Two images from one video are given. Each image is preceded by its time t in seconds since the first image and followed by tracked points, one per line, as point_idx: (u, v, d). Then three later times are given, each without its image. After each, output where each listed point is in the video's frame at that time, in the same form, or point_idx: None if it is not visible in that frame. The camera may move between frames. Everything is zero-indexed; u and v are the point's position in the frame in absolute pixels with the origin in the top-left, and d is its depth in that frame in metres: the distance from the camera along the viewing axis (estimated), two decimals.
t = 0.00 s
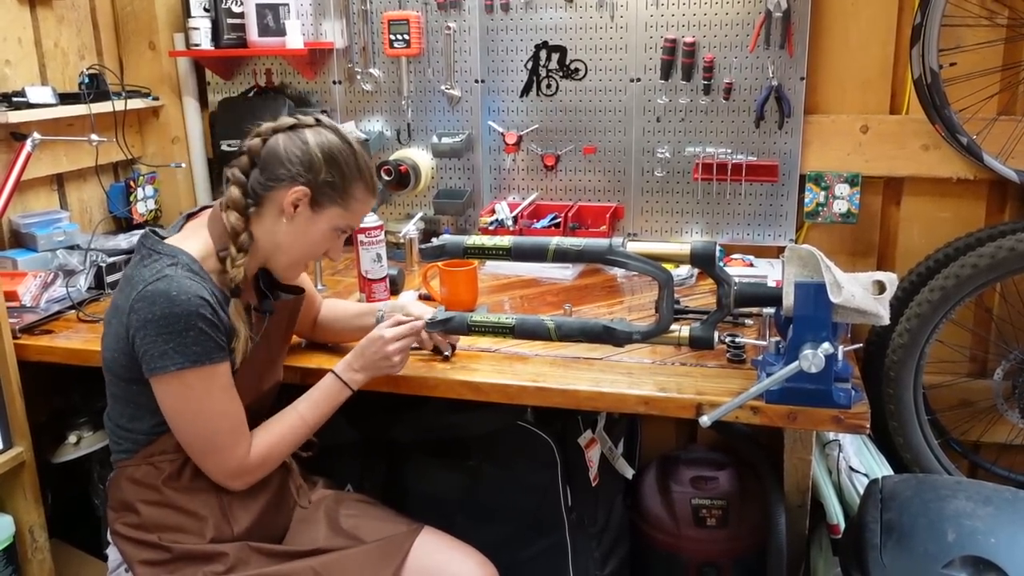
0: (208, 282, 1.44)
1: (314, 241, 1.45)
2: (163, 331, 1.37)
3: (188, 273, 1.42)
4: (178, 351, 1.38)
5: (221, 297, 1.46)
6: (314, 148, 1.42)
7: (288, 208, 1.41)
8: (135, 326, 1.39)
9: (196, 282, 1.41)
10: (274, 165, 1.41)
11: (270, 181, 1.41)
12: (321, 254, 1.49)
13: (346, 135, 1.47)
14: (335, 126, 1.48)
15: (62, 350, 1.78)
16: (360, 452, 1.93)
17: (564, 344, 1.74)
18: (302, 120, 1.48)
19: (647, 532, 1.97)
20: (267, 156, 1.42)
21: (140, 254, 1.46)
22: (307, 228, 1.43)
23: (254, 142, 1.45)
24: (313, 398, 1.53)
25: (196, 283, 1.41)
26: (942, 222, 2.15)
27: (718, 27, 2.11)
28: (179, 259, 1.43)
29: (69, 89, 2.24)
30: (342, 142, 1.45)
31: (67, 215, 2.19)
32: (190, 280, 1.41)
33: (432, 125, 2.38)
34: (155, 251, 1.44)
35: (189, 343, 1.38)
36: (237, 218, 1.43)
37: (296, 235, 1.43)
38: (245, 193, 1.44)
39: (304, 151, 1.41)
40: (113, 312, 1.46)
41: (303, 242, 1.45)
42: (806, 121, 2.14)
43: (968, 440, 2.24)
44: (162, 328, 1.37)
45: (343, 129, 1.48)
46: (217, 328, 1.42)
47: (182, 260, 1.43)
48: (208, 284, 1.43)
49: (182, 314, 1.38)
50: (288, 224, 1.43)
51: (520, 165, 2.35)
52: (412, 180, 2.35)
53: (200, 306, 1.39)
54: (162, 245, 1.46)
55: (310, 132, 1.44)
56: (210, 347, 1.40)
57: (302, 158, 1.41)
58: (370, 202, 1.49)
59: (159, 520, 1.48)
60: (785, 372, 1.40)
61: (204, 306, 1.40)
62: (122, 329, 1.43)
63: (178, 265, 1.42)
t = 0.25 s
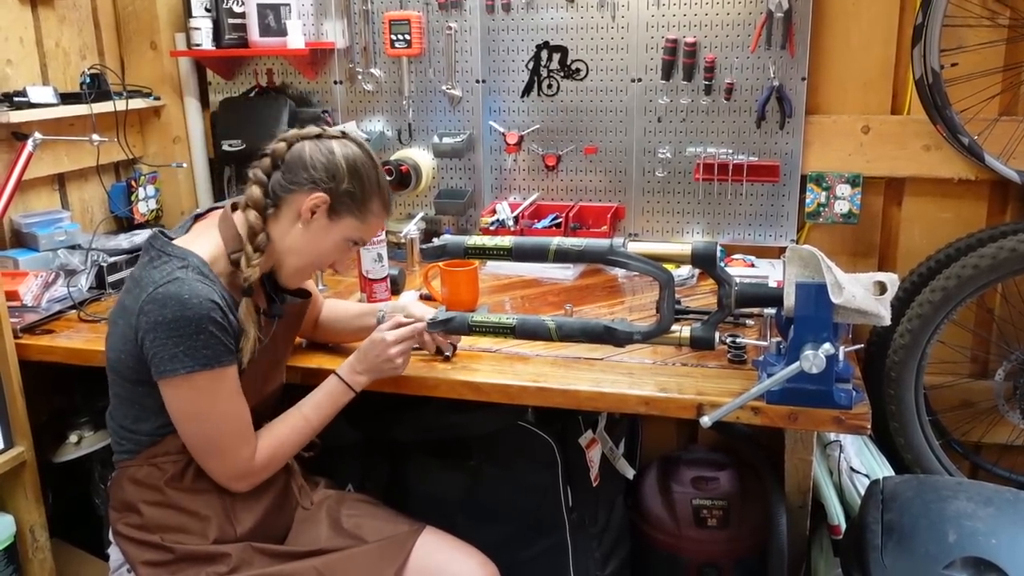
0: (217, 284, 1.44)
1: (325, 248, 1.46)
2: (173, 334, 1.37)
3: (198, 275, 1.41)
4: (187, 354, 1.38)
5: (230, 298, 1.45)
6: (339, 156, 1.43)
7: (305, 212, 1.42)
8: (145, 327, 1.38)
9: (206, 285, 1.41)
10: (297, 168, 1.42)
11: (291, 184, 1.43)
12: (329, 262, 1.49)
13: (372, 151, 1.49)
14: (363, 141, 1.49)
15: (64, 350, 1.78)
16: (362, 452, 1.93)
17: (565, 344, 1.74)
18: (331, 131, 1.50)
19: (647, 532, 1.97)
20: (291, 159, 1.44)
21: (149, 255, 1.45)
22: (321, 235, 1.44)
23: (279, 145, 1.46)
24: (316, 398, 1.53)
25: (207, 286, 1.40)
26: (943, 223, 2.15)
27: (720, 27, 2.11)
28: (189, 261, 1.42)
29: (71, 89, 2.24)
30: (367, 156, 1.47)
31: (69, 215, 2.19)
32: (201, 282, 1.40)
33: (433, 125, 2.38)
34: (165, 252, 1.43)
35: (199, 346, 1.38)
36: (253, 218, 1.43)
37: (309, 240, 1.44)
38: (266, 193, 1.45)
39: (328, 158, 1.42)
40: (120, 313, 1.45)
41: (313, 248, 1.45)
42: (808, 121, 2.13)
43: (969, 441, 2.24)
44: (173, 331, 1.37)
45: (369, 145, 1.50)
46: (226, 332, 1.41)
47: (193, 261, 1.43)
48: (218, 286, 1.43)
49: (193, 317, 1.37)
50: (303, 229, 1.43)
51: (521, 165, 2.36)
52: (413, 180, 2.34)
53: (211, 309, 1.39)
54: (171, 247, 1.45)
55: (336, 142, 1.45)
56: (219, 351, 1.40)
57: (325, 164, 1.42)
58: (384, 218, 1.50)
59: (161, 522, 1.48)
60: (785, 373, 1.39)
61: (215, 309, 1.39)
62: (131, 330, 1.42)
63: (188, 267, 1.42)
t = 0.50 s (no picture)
0: (205, 292, 1.40)
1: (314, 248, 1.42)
2: (146, 338, 1.33)
3: (185, 281, 1.38)
4: (156, 361, 1.34)
5: (217, 303, 1.41)
6: (321, 157, 1.36)
7: (291, 218, 1.37)
8: (124, 328, 1.36)
9: (191, 291, 1.37)
10: (279, 172, 1.36)
11: (273, 189, 1.37)
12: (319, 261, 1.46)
13: (355, 141, 1.41)
14: (344, 132, 1.41)
15: (70, 342, 1.78)
16: (366, 449, 1.92)
17: (571, 343, 1.73)
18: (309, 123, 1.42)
19: (651, 533, 1.96)
20: (272, 161, 1.37)
21: (140, 254, 1.42)
22: (309, 236, 1.40)
23: (257, 144, 1.38)
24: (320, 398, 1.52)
25: (191, 292, 1.37)
26: (952, 227, 2.14)
27: (730, 27, 2.10)
28: (177, 265, 1.39)
29: (80, 82, 2.24)
30: (350, 150, 1.40)
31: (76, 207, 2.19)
32: (186, 288, 1.37)
33: (441, 122, 2.37)
34: (155, 252, 1.41)
35: (168, 354, 1.34)
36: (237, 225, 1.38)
37: (298, 243, 1.40)
38: (248, 198, 1.39)
39: (309, 161, 1.36)
40: (107, 311, 1.42)
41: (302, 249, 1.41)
42: (817, 123, 2.13)
43: (975, 446, 2.24)
44: (147, 335, 1.34)
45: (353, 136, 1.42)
46: (202, 342, 1.37)
47: (179, 264, 1.39)
48: (202, 292, 1.39)
49: (169, 322, 1.34)
50: (290, 232, 1.39)
51: (529, 163, 2.35)
52: (420, 178, 2.34)
53: (188, 317, 1.35)
54: (161, 247, 1.42)
55: (316, 140, 1.38)
56: (190, 361, 1.35)
57: (308, 168, 1.36)
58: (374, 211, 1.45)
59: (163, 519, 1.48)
60: (793, 376, 1.39)
61: (194, 317, 1.36)
62: (112, 328, 1.40)
63: (174, 271, 1.39)
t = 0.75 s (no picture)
0: (187, 294, 1.39)
1: (297, 257, 1.40)
2: (129, 343, 1.33)
3: (165, 284, 1.37)
4: (140, 366, 1.33)
5: (201, 304, 1.41)
6: (295, 174, 1.32)
7: (268, 233, 1.35)
8: (107, 332, 1.35)
9: (172, 295, 1.37)
10: (253, 187, 1.33)
11: (247, 205, 1.34)
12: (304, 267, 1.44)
13: (332, 150, 1.36)
14: (320, 140, 1.35)
15: (70, 341, 1.78)
16: (366, 448, 1.92)
17: (572, 343, 1.74)
18: (285, 131, 1.36)
19: (651, 533, 1.96)
20: (246, 175, 1.33)
21: (123, 258, 1.42)
22: (289, 248, 1.38)
23: (233, 155, 1.35)
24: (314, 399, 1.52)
25: (172, 296, 1.36)
26: (953, 226, 2.14)
27: (731, 27, 2.10)
28: (158, 268, 1.39)
29: (81, 81, 2.24)
30: (326, 163, 1.34)
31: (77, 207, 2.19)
32: (167, 292, 1.36)
33: (442, 122, 2.37)
34: (137, 255, 1.40)
35: (152, 358, 1.33)
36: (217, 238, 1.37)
37: (279, 255, 1.39)
38: (225, 211, 1.37)
39: (283, 178, 1.32)
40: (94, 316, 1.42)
41: (284, 260, 1.40)
42: (818, 122, 2.13)
43: (975, 446, 2.24)
44: (129, 341, 1.33)
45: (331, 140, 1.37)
46: (186, 345, 1.37)
47: (161, 267, 1.38)
48: (184, 295, 1.38)
49: (151, 327, 1.33)
50: (269, 245, 1.37)
51: (529, 163, 2.35)
52: (421, 177, 2.36)
53: (170, 321, 1.35)
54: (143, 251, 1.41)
55: (291, 154, 1.33)
56: (174, 365, 1.35)
57: (280, 183, 1.32)
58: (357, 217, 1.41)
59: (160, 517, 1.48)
60: (793, 375, 1.39)
61: (176, 321, 1.35)
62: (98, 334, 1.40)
63: (156, 274, 1.38)
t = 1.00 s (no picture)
0: (179, 304, 1.37)
1: (289, 274, 1.40)
2: (122, 358, 1.31)
3: (156, 295, 1.35)
4: (134, 380, 1.32)
5: (193, 314, 1.39)
6: (296, 200, 1.31)
7: (263, 253, 1.34)
8: (98, 346, 1.33)
9: (164, 306, 1.35)
10: (251, 207, 1.31)
11: (243, 224, 1.33)
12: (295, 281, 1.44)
13: (333, 173, 1.35)
14: (321, 163, 1.34)
15: (71, 340, 1.78)
16: (366, 448, 1.92)
17: (572, 342, 1.74)
18: (285, 151, 1.35)
19: (651, 532, 1.96)
20: (244, 194, 1.32)
21: (111, 269, 1.39)
22: (283, 267, 1.38)
23: (231, 172, 1.33)
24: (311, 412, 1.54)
25: (163, 308, 1.34)
26: (953, 226, 2.14)
27: (732, 26, 2.10)
28: (147, 278, 1.36)
29: (82, 80, 2.24)
30: (327, 187, 1.34)
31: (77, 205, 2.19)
32: (158, 303, 1.34)
33: (443, 121, 2.38)
34: (125, 266, 1.37)
35: (146, 372, 1.31)
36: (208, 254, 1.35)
37: (271, 273, 1.38)
38: (220, 227, 1.35)
39: (283, 203, 1.31)
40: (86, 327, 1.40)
41: (276, 276, 1.40)
42: (819, 122, 2.13)
43: (975, 446, 2.24)
44: (122, 355, 1.31)
45: (330, 162, 1.36)
46: (180, 357, 1.35)
47: (151, 278, 1.36)
48: (176, 306, 1.36)
49: (143, 340, 1.32)
50: (263, 263, 1.36)
51: (530, 162, 2.35)
52: (422, 176, 2.37)
53: (163, 334, 1.33)
54: (132, 260, 1.39)
55: (292, 178, 1.32)
56: (168, 378, 1.33)
57: (280, 206, 1.31)
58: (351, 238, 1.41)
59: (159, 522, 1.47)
60: (793, 375, 1.39)
61: (168, 333, 1.33)
62: (91, 347, 1.38)
63: (146, 284, 1.36)
